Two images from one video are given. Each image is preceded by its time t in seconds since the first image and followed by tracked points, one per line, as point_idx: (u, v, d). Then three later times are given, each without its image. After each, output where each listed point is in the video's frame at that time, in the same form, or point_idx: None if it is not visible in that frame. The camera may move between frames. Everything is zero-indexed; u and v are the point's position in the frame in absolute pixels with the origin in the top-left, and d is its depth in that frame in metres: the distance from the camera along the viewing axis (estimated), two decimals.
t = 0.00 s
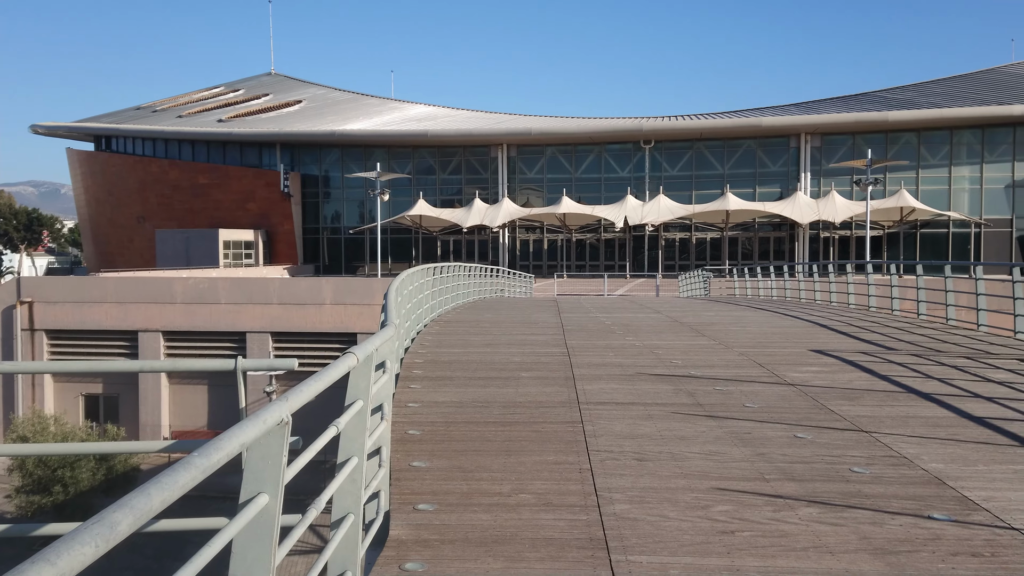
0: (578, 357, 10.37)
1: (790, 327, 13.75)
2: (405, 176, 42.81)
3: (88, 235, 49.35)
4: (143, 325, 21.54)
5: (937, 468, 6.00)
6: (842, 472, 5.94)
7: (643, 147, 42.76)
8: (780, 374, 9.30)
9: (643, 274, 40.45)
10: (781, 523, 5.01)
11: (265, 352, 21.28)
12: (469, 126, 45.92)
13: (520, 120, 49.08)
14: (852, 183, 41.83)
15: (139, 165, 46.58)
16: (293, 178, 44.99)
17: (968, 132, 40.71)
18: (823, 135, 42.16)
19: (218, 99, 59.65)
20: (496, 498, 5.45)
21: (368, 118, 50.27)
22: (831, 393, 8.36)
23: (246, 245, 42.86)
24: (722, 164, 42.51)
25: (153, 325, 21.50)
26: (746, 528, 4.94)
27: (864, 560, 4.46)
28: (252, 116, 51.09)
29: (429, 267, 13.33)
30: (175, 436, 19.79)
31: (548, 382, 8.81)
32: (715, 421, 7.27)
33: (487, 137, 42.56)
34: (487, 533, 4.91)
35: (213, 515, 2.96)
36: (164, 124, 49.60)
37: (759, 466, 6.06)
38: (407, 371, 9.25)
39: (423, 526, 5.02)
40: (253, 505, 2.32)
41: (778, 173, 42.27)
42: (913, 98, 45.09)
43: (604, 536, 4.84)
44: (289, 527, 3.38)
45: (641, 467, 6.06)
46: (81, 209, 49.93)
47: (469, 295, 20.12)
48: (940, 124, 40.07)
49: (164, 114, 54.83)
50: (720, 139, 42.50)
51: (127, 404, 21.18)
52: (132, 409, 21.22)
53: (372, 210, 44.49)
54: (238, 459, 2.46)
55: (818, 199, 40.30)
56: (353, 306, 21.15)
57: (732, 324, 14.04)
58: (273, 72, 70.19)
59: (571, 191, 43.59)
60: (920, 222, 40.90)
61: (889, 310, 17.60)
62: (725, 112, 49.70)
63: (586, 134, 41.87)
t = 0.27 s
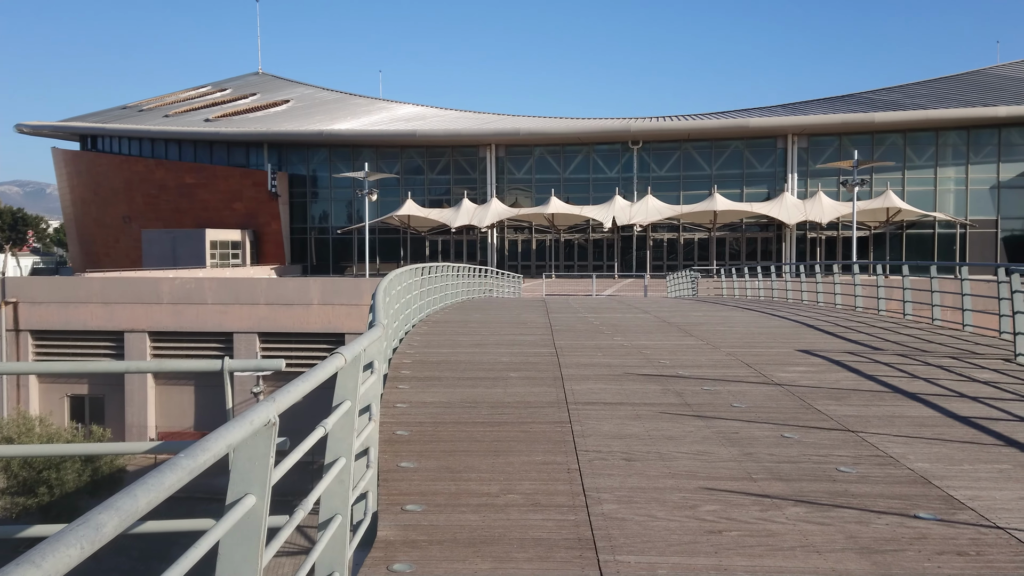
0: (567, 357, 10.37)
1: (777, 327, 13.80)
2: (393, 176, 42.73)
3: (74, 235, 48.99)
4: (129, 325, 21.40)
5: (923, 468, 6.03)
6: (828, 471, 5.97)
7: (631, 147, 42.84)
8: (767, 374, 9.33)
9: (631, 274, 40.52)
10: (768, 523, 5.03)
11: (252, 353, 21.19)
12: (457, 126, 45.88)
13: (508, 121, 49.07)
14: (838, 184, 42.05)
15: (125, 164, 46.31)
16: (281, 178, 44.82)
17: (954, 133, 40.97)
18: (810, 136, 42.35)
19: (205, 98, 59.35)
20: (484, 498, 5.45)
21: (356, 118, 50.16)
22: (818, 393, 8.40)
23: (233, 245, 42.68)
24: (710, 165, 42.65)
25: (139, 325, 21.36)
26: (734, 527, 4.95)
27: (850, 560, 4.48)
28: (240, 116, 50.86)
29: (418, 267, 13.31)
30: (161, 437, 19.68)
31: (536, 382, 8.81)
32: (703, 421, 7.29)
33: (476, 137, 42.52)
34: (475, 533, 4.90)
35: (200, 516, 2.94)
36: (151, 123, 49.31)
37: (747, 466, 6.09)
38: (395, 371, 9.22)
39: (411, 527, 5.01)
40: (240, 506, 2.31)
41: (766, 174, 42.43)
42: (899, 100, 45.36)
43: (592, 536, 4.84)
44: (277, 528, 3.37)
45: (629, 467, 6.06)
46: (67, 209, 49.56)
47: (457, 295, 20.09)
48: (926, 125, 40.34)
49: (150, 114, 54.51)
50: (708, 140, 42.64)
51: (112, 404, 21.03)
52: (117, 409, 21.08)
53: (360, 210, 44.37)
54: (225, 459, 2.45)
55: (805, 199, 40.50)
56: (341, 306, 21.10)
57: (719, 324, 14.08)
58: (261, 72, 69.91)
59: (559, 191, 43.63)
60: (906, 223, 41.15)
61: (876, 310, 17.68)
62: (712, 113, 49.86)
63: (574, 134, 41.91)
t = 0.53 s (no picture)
0: (555, 358, 10.38)
1: (764, 328, 13.85)
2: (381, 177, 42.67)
3: (59, 236, 48.62)
4: (115, 326, 21.26)
5: (908, 468, 6.07)
6: (815, 471, 6.00)
7: (619, 149, 42.92)
8: (755, 374, 9.37)
9: (619, 275, 40.61)
10: (755, 523, 5.05)
11: (239, 354, 21.10)
12: (445, 127, 45.85)
13: (497, 122, 49.09)
14: (825, 185, 42.26)
15: (111, 165, 46.02)
16: (268, 178, 44.68)
17: (939, 136, 41.25)
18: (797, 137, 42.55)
19: (192, 98, 59.05)
20: (472, 499, 5.45)
21: (344, 118, 50.06)
22: (804, 393, 8.44)
23: (220, 246, 42.50)
24: (698, 167, 42.80)
25: (125, 326, 21.23)
26: (722, 527, 4.97)
27: (836, 560, 4.50)
28: (226, 116, 50.65)
29: (406, 268, 13.27)
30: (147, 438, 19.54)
31: (525, 383, 8.81)
32: (691, 422, 7.31)
33: (464, 138, 42.50)
34: (463, 534, 4.90)
35: (186, 519, 2.92)
36: (137, 123, 49.03)
37: (734, 466, 6.11)
38: (383, 372, 9.19)
39: (400, 528, 5.00)
40: (227, 508, 2.30)
41: (753, 175, 42.61)
42: (885, 102, 45.62)
43: (580, 537, 4.85)
44: (263, 529, 3.36)
45: (617, 467, 6.07)
46: (52, 209, 49.19)
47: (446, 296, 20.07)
48: (911, 127, 40.61)
49: (136, 114, 54.20)
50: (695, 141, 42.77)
51: (98, 406, 20.89)
52: (103, 411, 20.92)
53: (348, 211, 44.28)
54: (211, 461, 2.44)
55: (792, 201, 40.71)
56: (328, 307, 21.05)
57: (707, 325, 14.13)
58: (248, 72, 69.68)
59: (547, 192, 43.69)
60: (892, 224, 41.40)
61: (861, 311, 17.78)
62: (700, 114, 50.03)
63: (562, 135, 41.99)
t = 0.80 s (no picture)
0: (543, 360, 10.39)
1: (751, 329, 13.91)
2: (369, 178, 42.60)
3: (43, 236, 48.21)
4: (100, 327, 21.09)
5: (894, 469, 6.12)
6: (801, 472, 6.03)
7: (608, 150, 42.97)
8: (741, 376, 9.41)
9: (607, 276, 40.67)
10: (742, 524, 5.07)
11: (226, 355, 20.98)
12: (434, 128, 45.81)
13: (485, 123, 49.10)
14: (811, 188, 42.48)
15: (96, 164, 45.70)
16: (255, 178, 44.50)
17: (924, 139, 41.54)
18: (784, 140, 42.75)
19: (178, 98, 58.73)
20: (460, 501, 5.44)
21: (332, 119, 49.93)
22: (791, 394, 8.48)
23: (207, 247, 42.28)
24: (685, 169, 42.94)
25: (110, 327, 21.07)
26: (708, 528, 4.99)
27: (823, 560, 4.52)
28: (213, 116, 50.41)
29: (394, 269, 13.25)
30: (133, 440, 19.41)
31: (512, 384, 8.80)
32: (678, 423, 7.33)
33: (452, 139, 42.45)
34: (450, 536, 4.89)
35: (171, 520, 2.90)
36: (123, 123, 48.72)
37: (721, 467, 6.13)
38: (371, 374, 9.17)
39: (386, 530, 4.99)
40: (213, 510, 2.29)
41: (740, 178, 42.78)
42: (871, 105, 45.91)
43: (567, 538, 4.85)
44: (249, 531, 3.34)
45: (605, 468, 6.09)
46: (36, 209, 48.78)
47: (434, 297, 20.06)
48: (897, 130, 40.89)
49: (122, 113, 53.86)
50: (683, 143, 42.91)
51: (83, 407, 20.71)
52: (88, 413, 20.76)
53: (336, 212, 44.17)
54: (197, 463, 2.42)
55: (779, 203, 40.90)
56: (316, 308, 20.99)
57: (694, 327, 14.16)
58: (235, 72, 69.40)
59: (535, 193, 43.72)
60: (878, 226, 41.65)
61: (847, 313, 17.87)
62: (688, 116, 50.21)
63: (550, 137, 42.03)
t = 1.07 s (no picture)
0: (529, 362, 10.39)
1: (736, 332, 13.96)
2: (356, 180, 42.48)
3: (26, 237, 47.76)
4: (83, 329, 20.90)
5: (877, 471, 6.15)
6: (786, 474, 6.06)
7: (594, 153, 43.03)
8: (727, 378, 9.44)
9: (594, 279, 40.73)
10: (727, 526, 5.08)
11: (210, 358, 20.85)
12: (420, 130, 45.75)
13: (472, 126, 49.10)
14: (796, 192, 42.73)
15: (80, 165, 45.35)
16: (241, 180, 44.29)
17: (907, 143, 41.89)
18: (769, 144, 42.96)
19: (164, 99, 58.39)
20: (446, 504, 5.43)
21: (318, 121, 49.77)
22: (775, 397, 8.52)
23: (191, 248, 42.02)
24: (671, 172, 43.08)
25: (93, 329, 20.88)
26: (693, 530, 5.00)
27: (807, 562, 4.54)
28: (198, 117, 50.14)
29: (380, 271, 13.22)
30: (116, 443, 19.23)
31: (499, 387, 8.79)
32: (663, 425, 7.35)
33: (439, 141, 42.40)
34: (436, 539, 4.88)
35: (154, 525, 2.88)
36: (107, 124, 48.38)
37: (706, 469, 6.15)
38: (357, 377, 9.14)
39: (372, 533, 4.97)
40: (196, 514, 2.27)
41: (725, 181, 42.96)
42: (854, 109, 46.27)
43: (553, 541, 4.85)
44: (234, 535, 3.32)
45: (591, 471, 6.09)
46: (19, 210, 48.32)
47: (420, 299, 20.01)
48: (881, 135, 41.21)
49: (107, 114, 53.48)
50: (669, 147, 43.05)
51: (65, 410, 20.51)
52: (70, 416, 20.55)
53: (322, 214, 44.02)
54: (180, 467, 2.41)
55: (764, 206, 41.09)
56: (301, 310, 20.93)
57: (680, 330, 14.20)
58: (221, 73, 69.12)
59: (522, 196, 43.75)
60: (862, 230, 41.93)
61: (831, 316, 17.99)
62: (674, 120, 50.40)
63: (537, 140, 42.07)
